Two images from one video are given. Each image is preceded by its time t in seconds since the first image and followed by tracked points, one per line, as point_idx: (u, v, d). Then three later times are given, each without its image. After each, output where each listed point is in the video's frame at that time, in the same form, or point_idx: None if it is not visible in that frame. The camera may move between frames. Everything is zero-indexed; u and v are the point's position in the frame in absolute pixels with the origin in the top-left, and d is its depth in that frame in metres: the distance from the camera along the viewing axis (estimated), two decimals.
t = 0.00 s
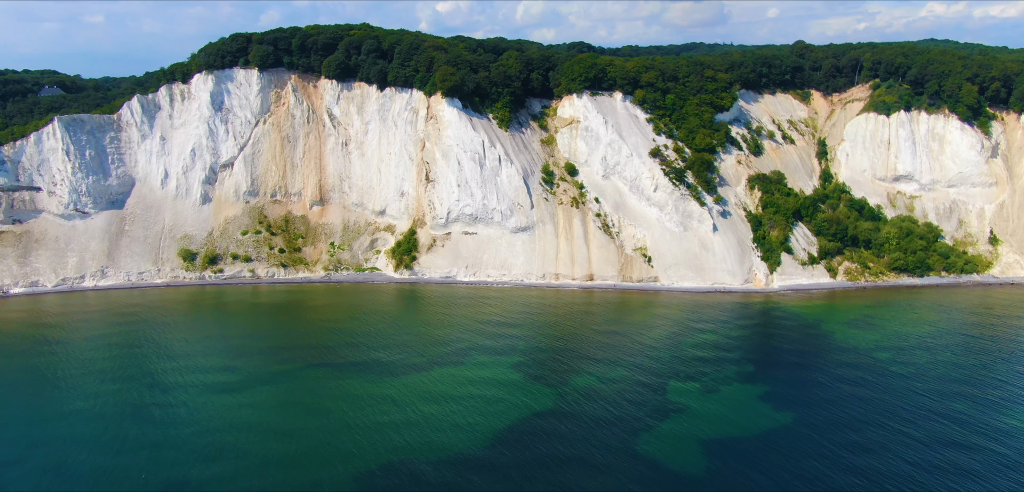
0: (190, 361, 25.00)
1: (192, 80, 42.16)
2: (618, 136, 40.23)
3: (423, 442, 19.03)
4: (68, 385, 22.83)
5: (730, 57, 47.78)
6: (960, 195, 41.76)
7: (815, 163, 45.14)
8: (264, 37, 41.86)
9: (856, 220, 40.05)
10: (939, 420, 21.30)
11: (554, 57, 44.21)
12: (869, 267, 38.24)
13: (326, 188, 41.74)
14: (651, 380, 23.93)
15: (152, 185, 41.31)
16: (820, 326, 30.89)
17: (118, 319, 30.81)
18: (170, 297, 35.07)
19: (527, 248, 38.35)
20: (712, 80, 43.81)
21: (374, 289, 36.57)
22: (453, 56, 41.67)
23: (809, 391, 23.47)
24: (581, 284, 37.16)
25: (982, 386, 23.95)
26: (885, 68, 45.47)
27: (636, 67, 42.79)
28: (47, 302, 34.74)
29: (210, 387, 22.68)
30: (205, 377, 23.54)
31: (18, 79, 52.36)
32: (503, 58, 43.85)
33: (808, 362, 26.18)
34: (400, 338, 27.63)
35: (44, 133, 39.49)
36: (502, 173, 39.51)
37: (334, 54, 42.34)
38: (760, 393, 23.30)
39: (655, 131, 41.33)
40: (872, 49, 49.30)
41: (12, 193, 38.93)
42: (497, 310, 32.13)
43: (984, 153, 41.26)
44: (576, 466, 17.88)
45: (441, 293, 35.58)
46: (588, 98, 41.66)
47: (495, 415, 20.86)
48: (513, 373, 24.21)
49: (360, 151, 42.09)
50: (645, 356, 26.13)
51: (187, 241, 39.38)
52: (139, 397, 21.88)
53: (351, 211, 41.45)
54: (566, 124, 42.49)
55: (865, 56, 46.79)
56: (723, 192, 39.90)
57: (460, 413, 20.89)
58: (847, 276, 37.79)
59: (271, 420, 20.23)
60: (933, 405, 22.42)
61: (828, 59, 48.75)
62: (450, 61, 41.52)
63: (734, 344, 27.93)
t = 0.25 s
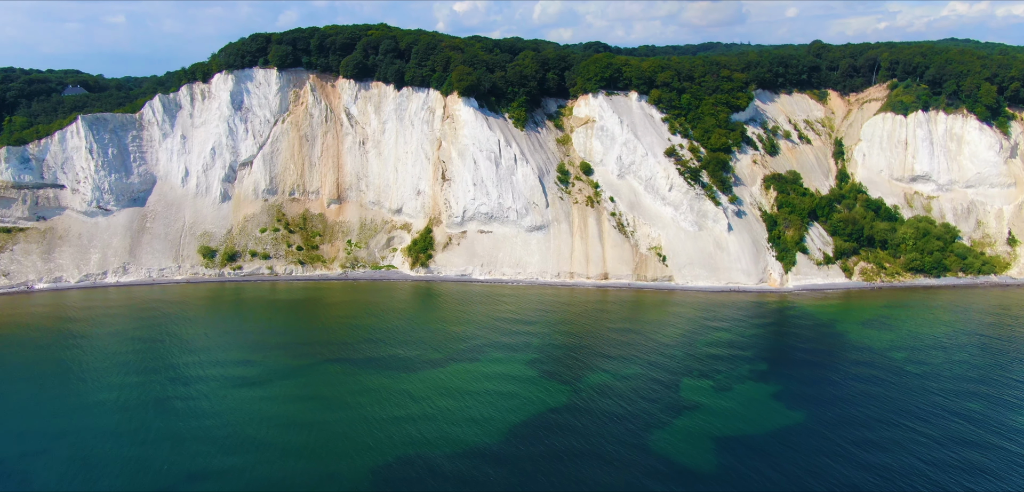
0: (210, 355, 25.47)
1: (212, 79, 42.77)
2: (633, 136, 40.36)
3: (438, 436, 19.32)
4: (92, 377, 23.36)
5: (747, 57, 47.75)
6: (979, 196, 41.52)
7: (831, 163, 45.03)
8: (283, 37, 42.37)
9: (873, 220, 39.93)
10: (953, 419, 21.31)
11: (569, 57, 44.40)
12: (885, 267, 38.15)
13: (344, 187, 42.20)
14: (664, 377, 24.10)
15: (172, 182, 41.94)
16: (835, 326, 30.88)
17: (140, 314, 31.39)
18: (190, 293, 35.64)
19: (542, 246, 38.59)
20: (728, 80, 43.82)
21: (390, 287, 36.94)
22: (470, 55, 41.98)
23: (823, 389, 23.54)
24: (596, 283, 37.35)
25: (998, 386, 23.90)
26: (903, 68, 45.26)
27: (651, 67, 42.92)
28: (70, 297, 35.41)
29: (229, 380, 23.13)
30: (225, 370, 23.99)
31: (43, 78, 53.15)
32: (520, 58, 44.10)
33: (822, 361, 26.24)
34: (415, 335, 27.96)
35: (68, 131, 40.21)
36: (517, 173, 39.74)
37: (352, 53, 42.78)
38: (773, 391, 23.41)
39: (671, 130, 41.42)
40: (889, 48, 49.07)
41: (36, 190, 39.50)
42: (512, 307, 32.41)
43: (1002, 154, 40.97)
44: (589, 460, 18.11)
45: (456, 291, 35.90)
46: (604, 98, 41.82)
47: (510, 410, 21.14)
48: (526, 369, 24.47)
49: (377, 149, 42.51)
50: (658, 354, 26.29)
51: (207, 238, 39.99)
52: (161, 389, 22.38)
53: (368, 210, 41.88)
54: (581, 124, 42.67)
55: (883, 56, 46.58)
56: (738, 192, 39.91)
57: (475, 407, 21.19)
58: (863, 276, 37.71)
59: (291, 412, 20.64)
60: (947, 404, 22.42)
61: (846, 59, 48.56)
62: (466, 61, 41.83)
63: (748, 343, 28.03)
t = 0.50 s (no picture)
0: (230, 350, 25.94)
1: (233, 79, 43.38)
2: (649, 135, 40.48)
3: (453, 430, 19.61)
4: (116, 370, 23.88)
5: (763, 57, 47.68)
6: (998, 197, 41.28)
7: (848, 163, 44.90)
8: (302, 37, 42.87)
9: (890, 220, 39.81)
10: (968, 418, 21.32)
11: (586, 57, 44.57)
12: (902, 268, 38.06)
13: (361, 185, 42.64)
14: (678, 375, 24.24)
15: (193, 181, 42.57)
16: (850, 326, 30.87)
17: (161, 310, 31.96)
18: (210, 290, 36.20)
19: (557, 245, 38.81)
20: (745, 80, 43.81)
21: (407, 285, 37.29)
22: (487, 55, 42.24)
23: (837, 388, 23.61)
24: (611, 282, 37.53)
25: (1014, 386, 23.85)
26: (921, 68, 45.03)
27: (667, 67, 43.02)
28: (93, 293, 36.09)
29: (249, 374, 23.57)
30: (245, 365, 24.44)
31: (67, 78, 54.05)
32: (536, 58, 44.33)
33: (837, 360, 26.27)
34: (431, 332, 28.27)
35: (92, 130, 40.96)
36: (533, 172, 39.95)
37: (370, 53, 43.21)
38: (787, 389, 23.47)
39: (687, 130, 41.50)
40: (908, 48, 48.81)
41: (60, 188, 40.22)
42: (527, 306, 32.65)
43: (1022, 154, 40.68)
44: (604, 455, 18.32)
45: (472, 289, 36.19)
46: (620, 97, 41.97)
47: (524, 405, 21.40)
48: (541, 366, 24.72)
49: (394, 149, 42.92)
50: (672, 352, 26.45)
51: (227, 236, 40.58)
52: (183, 382, 22.84)
53: (386, 208, 42.30)
54: (597, 123, 42.85)
55: (901, 56, 46.35)
56: (754, 191, 39.89)
57: (490, 402, 21.48)
58: (879, 276, 37.64)
59: (310, 405, 21.04)
60: (962, 403, 22.44)
61: (863, 58, 48.33)
62: (483, 61, 42.14)
63: (763, 342, 28.12)
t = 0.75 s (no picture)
0: (249, 345, 26.39)
1: (252, 78, 43.97)
2: (665, 135, 40.59)
3: (468, 424, 19.90)
4: (138, 363, 24.40)
5: (780, 57, 47.62)
6: (1017, 197, 40.98)
7: (865, 163, 44.76)
8: (321, 37, 43.38)
9: (907, 221, 39.66)
10: (983, 417, 21.34)
11: (602, 56, 44.74)
12: (918, 269, 37.93)
13: (379, 184, 43.07)
14: (692, 372, 24.41)
15: (213, 179, 43.20)
16: (866, 326, 30.86)
17: (181, 306, 32.53)
18: (230, 286, 36.76)
19: (573, 244, 39.02)
20: (761, 80, 43.81)
21: (423, 283, 37.63)
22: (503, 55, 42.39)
23: (851, 386, 23.68)
24: (626, 281, 37.69)
25: None
26: (940, 68, 44.80)
27: (683, 67, 43.09)
28: (115, 289, 36.76)
29: (268, 368, 23.99)
30: (264, 359, 24.88)
31: (90, 78, 54.94)
32: (552, 58, 44.55)
33: (851, 359, 26.31)
34: (447, 329, 28.58)
35: (115, 129, 41.70)
36: (549, 171, 40.16)
37: (388, 53, 43.62)
38: (801, 387, 23.57)
39: (702, 130, 41.55)
40: (926, 48, 48.56)
41: (84, 185, 40.98)
42: (542, 304, 32.89)
43: None
44: (617, 449, 18.53)
45: (488, 287, 36.49)
46: (636, 97, 42.11)
47: (538, 400, 21.65)
48: (555, 362, 24.98)
49: (411, 148, 43.31)
50: (686, 350, 26.61)
51: (246, 233, 41.14)
52: (204, 375, 23.30)
53: (403, 207, 42.70)
54: (613, 123, 43.01)
55: (920, 56, 46.13)
56: (770, 191, 39.89)
57: (505, 397, 21.76)
58: (895, 277, 37.54)
59: (328, 398, 21.43)
60: (977, 402, 22.45)
61: (882, 58, 47.84)
62: (500, 61, 42.41)
63: (777, 341, 28.20)
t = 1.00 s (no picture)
0: (269, 341, 26.83)
1: (272, 78, 44.51)
2: (681, 135, 40.67)
3: (484, 419, 20.17)
4: (160, 358, 24.89)
5: (798, 57, 47.53)
6: None
7: (883, 164, 44.58)
8: (340, 38, 43.85)
9: (924, 222, 39.47)
10: (999, 417, 21.31)
11: (618, 57, 44.90)
12: (936, 270, 37.76)
13: (396, 183, 43.48)
14: (706, 370, 24.53)
15: (234, 177, 43.81)
16: (882, 326, 30.81)
17: (201, 302, 33.05)
18: (249, 283, 37.30)
19: (588, 244, 39.20)
20: (778, 80, 43.77)
21: (439, 281, 37.97)
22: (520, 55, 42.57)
23: (866, 386, 23.72)
24: (641, 281, 37.83)
25: None
26: (959, 68, 44.53)
27: (700, 67, 43.14)
28: (137, 285, 37.38)
29: (287, 363, 24.40)
30: (283, 354, 25.30)
31: (114, 78, 55.79)
32: (569, 58, 44.75)
33: (867, 359, 26.31)
34: (463, 326, 28.89)
35: (138, 128, 42.36)
36: (565, 171, 40.34)
37: (406, 54, 44.02)
38: (815, 386, 23.64)
39: (718, 130, 41.58)
40: (946, 48, 48.27)
41: (107, 183, 41.69)
42: (557, 302, 33.12)
43: None
44: (632, 445, 18.73)
45: (503, 286, 36.76)
46: (652, 97, 42.23)
47: (553, 396, 21.89)
48: (569, 360, 25.20)
49: (429, 147, 43.68)
50: (701, 348, 26.73)
51: (266, 231, 41.69)
52: (224, 369, 23.75)
53: (420, 206, 43.08)
54: (629, 123, 43.16)
55: (939, 56, 45.88)
56: (786, 192, 39.86)
57: (520, 393, 22.02)
58: (912, 278, 37.40)
59: (348, 393, 21.82)
60: (994, 402, 22.41)
61: (900, 59, 47.84)
62: (517, 61, 42.66)
63: (792, 340, 28.26)
